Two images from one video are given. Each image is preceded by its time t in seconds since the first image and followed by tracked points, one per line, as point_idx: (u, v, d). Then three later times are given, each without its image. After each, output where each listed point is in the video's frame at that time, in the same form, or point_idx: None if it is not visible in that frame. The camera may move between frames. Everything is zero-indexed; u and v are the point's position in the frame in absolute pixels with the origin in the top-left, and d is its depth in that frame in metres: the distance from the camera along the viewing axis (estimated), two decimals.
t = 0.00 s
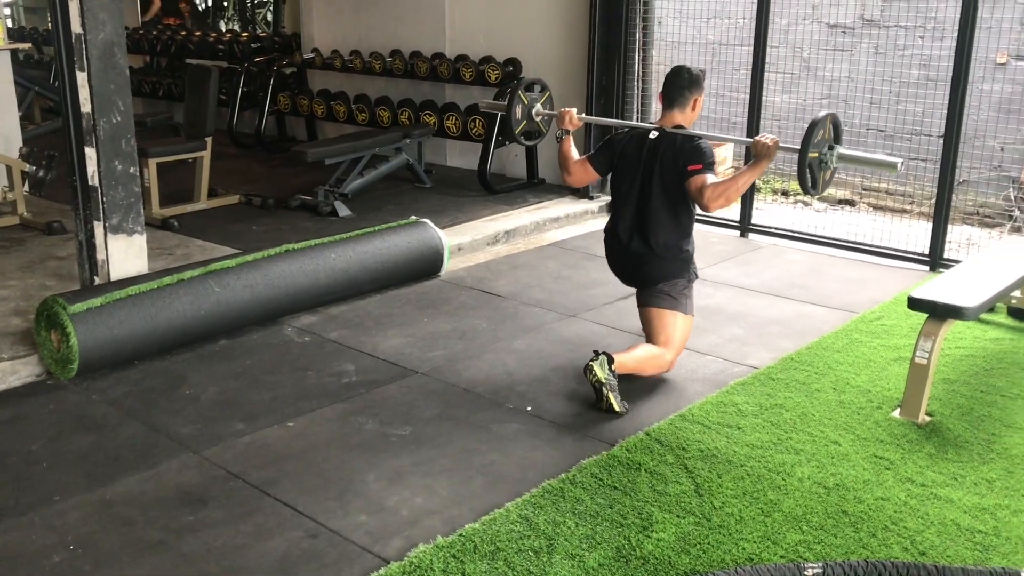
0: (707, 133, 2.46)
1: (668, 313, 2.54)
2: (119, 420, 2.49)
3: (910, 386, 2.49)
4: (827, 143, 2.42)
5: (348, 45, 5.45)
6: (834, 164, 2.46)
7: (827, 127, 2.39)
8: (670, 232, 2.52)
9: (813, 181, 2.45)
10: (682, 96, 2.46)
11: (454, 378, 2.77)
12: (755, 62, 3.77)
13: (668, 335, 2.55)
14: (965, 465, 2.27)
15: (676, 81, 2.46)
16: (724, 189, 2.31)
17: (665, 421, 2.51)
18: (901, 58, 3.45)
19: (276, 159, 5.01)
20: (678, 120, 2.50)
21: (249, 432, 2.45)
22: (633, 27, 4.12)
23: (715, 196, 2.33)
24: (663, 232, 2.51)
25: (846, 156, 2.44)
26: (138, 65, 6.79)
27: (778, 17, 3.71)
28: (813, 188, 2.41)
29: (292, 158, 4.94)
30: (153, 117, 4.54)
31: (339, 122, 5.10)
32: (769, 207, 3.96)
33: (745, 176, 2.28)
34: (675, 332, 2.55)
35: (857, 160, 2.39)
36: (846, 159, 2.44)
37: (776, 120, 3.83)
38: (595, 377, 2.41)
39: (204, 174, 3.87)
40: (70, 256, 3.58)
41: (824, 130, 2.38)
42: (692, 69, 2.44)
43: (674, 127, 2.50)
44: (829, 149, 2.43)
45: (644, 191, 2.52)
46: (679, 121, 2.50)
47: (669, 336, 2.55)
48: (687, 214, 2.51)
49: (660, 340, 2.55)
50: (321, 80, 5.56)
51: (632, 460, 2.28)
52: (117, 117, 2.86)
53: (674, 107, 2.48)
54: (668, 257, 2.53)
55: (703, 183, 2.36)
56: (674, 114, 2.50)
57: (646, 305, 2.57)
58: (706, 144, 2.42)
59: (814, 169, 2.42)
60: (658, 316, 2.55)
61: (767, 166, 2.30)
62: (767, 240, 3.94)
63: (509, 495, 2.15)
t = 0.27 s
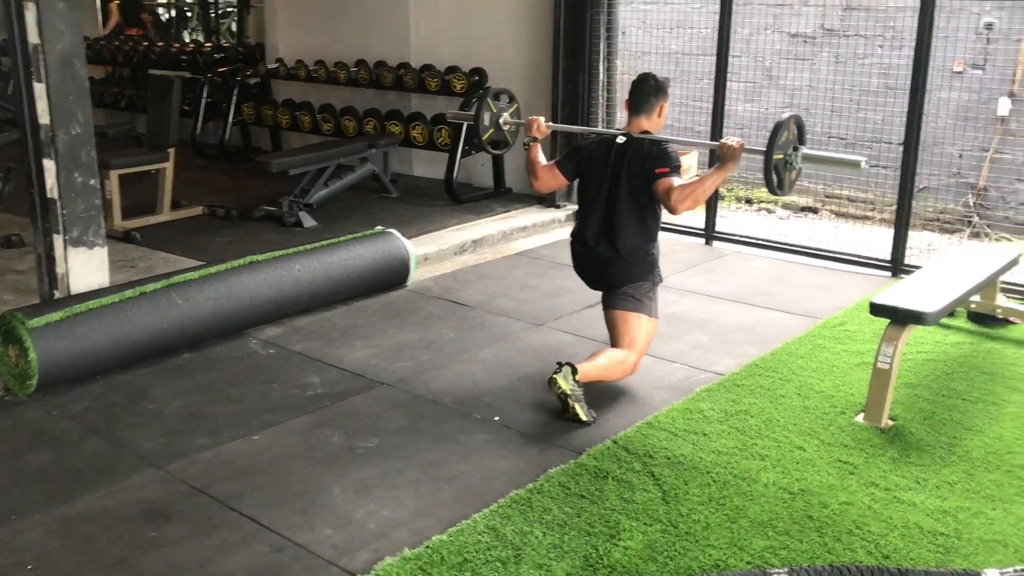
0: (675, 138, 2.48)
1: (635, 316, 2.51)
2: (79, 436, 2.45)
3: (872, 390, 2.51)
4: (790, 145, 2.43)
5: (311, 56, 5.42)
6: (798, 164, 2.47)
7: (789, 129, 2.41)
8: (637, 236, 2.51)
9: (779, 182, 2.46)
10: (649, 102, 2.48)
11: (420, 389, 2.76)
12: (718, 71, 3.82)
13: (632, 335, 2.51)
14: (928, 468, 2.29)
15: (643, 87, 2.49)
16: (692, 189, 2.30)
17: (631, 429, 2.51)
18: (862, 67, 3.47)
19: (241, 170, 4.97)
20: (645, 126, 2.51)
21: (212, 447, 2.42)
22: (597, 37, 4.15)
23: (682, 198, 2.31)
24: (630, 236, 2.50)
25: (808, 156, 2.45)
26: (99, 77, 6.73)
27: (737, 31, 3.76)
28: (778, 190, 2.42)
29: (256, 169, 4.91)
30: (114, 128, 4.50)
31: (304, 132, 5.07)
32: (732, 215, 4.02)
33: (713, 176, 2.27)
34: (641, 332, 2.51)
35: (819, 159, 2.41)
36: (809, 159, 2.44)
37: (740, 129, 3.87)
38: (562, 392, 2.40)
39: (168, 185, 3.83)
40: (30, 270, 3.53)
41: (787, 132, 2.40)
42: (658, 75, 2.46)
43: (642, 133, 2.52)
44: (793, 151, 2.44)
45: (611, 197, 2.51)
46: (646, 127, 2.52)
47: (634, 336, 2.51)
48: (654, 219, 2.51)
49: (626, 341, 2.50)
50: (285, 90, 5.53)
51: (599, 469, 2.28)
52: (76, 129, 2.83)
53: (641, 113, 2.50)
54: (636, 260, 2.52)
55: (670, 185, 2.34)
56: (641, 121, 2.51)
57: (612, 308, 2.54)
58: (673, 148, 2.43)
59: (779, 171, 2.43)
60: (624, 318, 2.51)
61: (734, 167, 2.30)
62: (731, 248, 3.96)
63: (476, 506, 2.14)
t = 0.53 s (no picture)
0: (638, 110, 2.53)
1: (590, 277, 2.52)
2: (31, 456, 2.40)
3: (830, 398, 2.52)
4: (749, 111, 2.49)
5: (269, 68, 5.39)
6: (759, 130, 2.52)
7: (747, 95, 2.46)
8: (597, 202, 2.54)
9: (741, 148, 2.52)
10: (613, 75, 2.54)
11: (381, 403, 2.73)
12: (677, 84, 3.84)
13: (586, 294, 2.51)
14: (886, 475, 2.30)
15: (608, 61, 2.55)
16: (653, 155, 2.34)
17: (593, 440, 2.49)
18: (818, 79, 3.54)
19: (201, 183, 4.92)
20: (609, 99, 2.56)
21: (168, 465, 2.37)
22: (558, 48, 4.16)
23: (645, 163, 2.35)
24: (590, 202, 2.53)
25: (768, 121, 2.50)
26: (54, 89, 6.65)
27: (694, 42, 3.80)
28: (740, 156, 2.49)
29: (215, 181, 4.87)
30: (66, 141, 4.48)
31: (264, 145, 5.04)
32: (692, 226, 4.02)
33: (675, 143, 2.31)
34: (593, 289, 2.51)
35: (778, 124, 2.46)
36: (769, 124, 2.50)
37: (700, 140, 3.88)
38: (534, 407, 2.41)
39: (123, 199, 3.77)
40: None
41: (745, 98, 2.45)
42: (623, 50, 2.53)
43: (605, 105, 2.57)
44: (752, 117, 2.49)
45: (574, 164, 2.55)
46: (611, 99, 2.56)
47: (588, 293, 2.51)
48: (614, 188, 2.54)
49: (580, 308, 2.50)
50: (244, 102, 5.49)
51: (561, 481, 2.26)
52: (28, 143, 2.79)
53: (605, 85, 2.55)
54: (595, 226, 2.54)
55: (632, 151, 2.38)
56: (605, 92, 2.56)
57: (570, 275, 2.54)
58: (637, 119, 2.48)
59: (740, 137, 2.49)
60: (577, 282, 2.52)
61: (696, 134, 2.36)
62: (692, 258, 4.01)
63: (438, 520, 2.12)
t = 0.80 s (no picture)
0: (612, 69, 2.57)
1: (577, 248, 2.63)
2: None
3: (796, 410, 2.51)
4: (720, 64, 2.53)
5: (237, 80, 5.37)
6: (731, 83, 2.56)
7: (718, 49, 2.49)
8: (570, 159, 2.58)
9: (713, 102, 2.56)
10: (586, 36, 2.58)
11: (349, 418, 2.70)
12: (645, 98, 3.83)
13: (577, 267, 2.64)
14: (853, 487, 2.29)
15: (582, 22, 2.59)
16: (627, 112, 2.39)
17: (563, 454, 2.47)
18: (782, 94, 3.61)
19: (169, 196, 4.89)
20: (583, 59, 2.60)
21: (132, 483, 2.32)
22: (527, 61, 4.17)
23: (619, 117, 2.39)
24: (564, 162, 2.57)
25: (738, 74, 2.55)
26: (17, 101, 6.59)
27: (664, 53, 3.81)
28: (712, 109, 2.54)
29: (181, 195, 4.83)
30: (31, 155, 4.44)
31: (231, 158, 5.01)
32: (660, 239, 4.04)
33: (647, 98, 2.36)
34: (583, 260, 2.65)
35: (749, 76, 2.51)
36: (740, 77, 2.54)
37: (666, 154, 3.88)
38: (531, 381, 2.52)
39: (88, 213, 3.74)
40: None
41: (716, 52, 2.49)
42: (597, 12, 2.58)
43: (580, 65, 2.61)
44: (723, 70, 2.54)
45: (547, 124, 2.59)
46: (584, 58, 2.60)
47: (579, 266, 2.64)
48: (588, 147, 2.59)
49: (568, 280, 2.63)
50: (213, 115, 5.46)
51: (530, 495, 2.23)
52: None
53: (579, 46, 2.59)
54: (569, 186, 2.59)
55: (606, 107, 2.44)
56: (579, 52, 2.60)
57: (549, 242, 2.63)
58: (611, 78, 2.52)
59: (712, 91, 2.54)
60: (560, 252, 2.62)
61: (668, 89, 2.40)
62: (660, 271, 3.99)
63: (406, 537, 2.09)
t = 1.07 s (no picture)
0: (598, 53, 2.67)
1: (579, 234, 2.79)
2: None
3: (777, 425, 2.50)
4: (703, 48, 2.58)
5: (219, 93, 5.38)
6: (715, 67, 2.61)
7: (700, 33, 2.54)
8: (558, 143, 2.70)
9: (696, 85, 2.61)
10: (572, 22, 2.67)
11: (329, 433, 2.67)
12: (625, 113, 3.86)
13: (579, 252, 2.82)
14: (833, 501, 2.28)
15: (568, 8, 2.68)
16: (613, 94, 2.50)
17: (543, 469, 2.45)
18: (761, 109, 3.62)
19: (148, 210, 4.85)
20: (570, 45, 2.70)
21: (108, 499, 2.28)
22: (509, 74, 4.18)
23: (604, 102, 2.51)
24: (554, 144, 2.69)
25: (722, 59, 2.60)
26: None
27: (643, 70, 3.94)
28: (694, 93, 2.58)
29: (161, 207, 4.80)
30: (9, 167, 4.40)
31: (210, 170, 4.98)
32: (641, 253, 4.06)
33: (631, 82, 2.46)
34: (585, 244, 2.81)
35: (731, 61, 2.56)
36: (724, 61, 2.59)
37: (646, 168, 3.90)
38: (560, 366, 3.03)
39: (66, 226, 3.71)
40: None
41: (699, 35, 2.54)
42: None
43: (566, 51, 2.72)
44: (706, 54, 2.59)
45: (535, 108, 2.71)
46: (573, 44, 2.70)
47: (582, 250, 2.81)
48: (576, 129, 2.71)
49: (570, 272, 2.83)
50: (193, 127, 5.44)
51: (510, 511, 2.21)
52: None
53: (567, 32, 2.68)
54: (560, 168, 2.71)
55: (591, 91, 2.55)
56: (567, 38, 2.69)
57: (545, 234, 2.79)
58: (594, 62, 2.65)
59: (695, 74, 2.58)
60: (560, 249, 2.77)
61: (652, 73, 2.50)
62: (641, 285, 4.03)
63: (386, 553, 2.06)
